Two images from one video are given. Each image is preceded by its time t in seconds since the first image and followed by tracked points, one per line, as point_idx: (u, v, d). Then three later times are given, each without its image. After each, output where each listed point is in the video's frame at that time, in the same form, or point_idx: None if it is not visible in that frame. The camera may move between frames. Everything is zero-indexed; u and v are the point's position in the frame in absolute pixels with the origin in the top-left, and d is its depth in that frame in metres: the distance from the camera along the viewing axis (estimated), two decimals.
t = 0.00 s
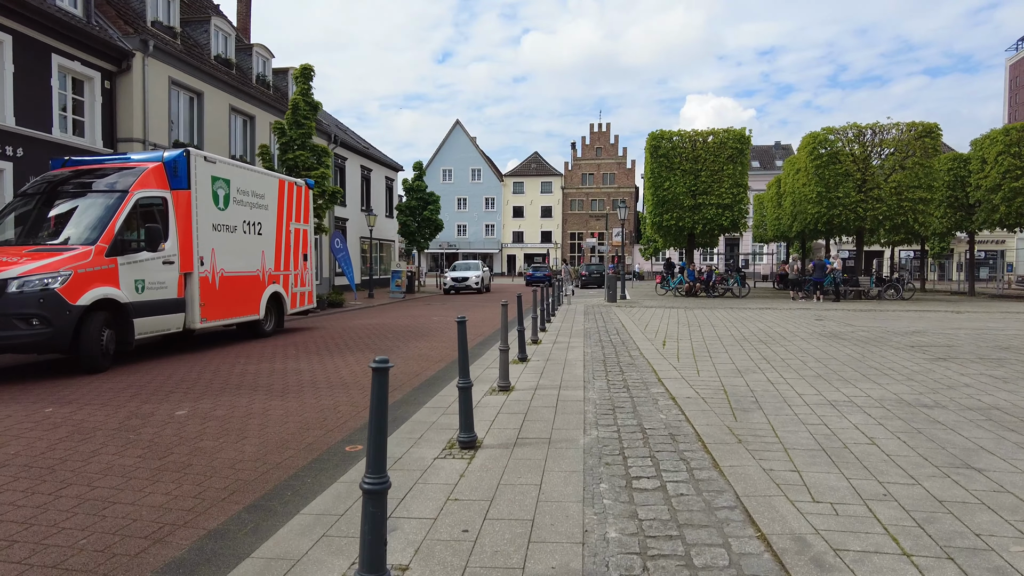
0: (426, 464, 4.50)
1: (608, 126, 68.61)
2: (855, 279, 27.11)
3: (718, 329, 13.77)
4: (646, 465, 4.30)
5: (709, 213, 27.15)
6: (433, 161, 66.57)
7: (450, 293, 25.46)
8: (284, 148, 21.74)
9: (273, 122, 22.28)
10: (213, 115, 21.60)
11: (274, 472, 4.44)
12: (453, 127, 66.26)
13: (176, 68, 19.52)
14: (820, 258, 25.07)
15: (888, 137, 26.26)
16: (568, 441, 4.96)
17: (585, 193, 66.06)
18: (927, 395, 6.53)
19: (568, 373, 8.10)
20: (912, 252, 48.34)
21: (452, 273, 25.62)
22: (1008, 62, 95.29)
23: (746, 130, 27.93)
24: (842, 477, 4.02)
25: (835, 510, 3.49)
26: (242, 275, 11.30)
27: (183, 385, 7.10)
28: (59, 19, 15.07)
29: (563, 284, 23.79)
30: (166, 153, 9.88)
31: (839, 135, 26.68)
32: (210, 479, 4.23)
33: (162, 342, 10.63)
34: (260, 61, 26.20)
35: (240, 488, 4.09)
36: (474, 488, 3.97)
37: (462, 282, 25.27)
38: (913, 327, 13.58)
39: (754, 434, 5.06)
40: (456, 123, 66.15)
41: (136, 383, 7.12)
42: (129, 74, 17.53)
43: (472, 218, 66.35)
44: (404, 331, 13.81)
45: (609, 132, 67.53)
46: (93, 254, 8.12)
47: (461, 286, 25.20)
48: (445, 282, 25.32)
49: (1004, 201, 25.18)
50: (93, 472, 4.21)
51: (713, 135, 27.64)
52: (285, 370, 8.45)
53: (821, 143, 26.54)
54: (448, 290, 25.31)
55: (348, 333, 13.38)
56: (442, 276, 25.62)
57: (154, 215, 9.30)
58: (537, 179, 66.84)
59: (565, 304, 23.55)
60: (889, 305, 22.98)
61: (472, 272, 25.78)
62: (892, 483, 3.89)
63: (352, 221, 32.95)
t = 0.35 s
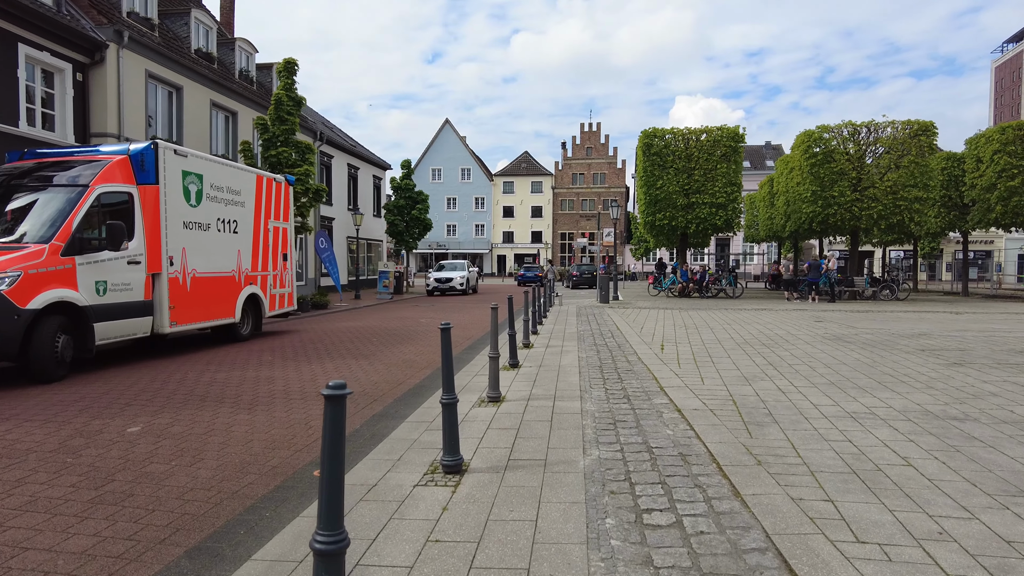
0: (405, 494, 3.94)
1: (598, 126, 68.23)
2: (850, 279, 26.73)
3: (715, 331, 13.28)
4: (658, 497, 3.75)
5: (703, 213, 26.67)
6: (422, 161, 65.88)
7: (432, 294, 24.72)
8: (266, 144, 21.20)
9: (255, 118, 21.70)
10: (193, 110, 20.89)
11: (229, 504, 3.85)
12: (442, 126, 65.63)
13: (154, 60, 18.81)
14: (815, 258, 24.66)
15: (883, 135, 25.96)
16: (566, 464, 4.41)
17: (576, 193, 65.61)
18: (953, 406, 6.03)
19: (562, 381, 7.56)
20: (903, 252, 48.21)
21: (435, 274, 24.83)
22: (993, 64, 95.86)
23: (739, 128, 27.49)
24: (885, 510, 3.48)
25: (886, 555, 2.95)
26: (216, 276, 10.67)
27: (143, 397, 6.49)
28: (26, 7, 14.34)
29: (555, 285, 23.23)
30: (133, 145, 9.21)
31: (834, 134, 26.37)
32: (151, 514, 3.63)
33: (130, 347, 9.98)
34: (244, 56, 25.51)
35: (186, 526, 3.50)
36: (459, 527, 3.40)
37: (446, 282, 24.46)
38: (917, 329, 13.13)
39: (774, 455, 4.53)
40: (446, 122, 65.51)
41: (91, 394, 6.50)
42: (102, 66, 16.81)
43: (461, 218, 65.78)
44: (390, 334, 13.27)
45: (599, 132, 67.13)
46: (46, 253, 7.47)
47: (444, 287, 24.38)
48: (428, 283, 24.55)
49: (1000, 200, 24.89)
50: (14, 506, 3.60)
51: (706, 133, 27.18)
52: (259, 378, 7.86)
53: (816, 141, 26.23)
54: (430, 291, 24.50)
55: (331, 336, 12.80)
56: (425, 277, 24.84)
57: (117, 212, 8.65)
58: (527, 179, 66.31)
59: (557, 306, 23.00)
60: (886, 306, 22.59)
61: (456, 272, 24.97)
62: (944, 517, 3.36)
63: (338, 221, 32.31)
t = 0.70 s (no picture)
0: (380, 540, 3.35)
1: (592, 125, 67.75)
2: (850, 280, 26.29)
3: (717, 334, 12.74)
4: (679, 544, 3.17)
5: (700, 212, 26.14)
6: (415, 160, 65.22)
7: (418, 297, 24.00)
8: (252, 141, 20.61)
9: (240, 115, 21.14)
10: (175, 105, 20.20)
11: (170, 551, 3.22)
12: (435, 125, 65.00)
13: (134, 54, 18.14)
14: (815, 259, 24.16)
15: (884, 133, 25.54)
16: (569, 499, 3.82)
17: (570, 193, 65.10)
18: (991, 422, 5.48)
19: (560, 392, 6.98)
20: (898, 253, 47.89)
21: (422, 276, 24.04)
22: (984, 65, 95.95)
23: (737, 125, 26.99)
24: (954, 562, 2.90)
25: None
26: (190, 279, 10.03)
27: (97, 413, 5.86)
28: None
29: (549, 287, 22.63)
30: (98, 138, 8.56)
31: (833, 132, 25.95)
32: (71, 567, 3.01)
33: (97, 354, 9.32)
34: (230, 51, 24.83)
35: None
36: None
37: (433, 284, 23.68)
38: (928, 332, 12.60)
39: (807, 486, 3.96)
40: (439, 121, 64.86)
41: (41, 410, 5.87)
42: (78, 59, 16.12)
43: (454, 218, 65.17)
44: (378, 339, 12.66)
45: (593, 131, 66.64)
46: None
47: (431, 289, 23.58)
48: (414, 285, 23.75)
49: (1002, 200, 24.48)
50: None
51: (704, 131, 26.66)
52: (231, 391, 7.22)
53: (815, 139, 25.81)
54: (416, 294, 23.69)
55: (315, 341, 12.17)
56: (412, 279, 24.06)
57: (79, 209, 8.01)
58: (521, 179, 65.76)
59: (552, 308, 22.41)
60: (889, 308, 22.11)
61: (443, 274, 24.18)
62: None
63: (328, 220, 31.71)
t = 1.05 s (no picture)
0: None
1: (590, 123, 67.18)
2: (854, 280, 25.74)
3: (724, 335, 12.15)
4: None
5: (701, 210, 25.57)
6: (411, 158, 64.59)
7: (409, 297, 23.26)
8: (241, 136, 20.00)
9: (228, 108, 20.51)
10: (161, 98, 19.55)
11: None
12: (431, 123, 64.42)
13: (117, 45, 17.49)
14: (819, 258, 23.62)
15: (889, 129, 25.01)
16: (579, 537, 3.22)
17: (567, 192, 64.55)
18: None
19: (562, 401, 6.37)
20: (899, 252, 47.40)
21: (411, 275, 23.22)
22: (982, 64, 95.61)
23: (739, 121, 26.43)
24: None
25: None
26: (164, 277, 9.41)
27: (44, 426, 5.23)
28: None
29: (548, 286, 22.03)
30: (61, 125, 7.93)
31: (837, 128, 25.45)
32: None
33: (64, 356, 8.70)
34: (219, 44, 24.18)
35: None
36: None
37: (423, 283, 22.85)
38: (945, 333, 12.05)
39: (856, 519, 3.36)
40: (435, 119, 64.27)
41: None
42: (56, 48, 15.48)
43: (451, 217, 64.58)
44: (367, 341, 12.06)
45: (591, 129, 66.06)
46: None
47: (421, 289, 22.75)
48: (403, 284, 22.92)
49: (1009, 197, 23.95)
50: None
51: (705, 127, 26.12)
52: (202, 400, 6.59)
53: (818, 135, 25.31)
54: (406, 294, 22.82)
55: (301, 343, 11.54)
56: (401, 279, 23.23)
57: (39, 201, 7.43)
58: (518, 177, 65.16)
59: (550, 307, 21.82)
60: (896, 308, 21.57)
61: (434, 274, 23.36)
62: None
63: (320, 218, 31.11)
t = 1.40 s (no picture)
0: None
1: (586, 122, 66.67)
2: (856, 279, 25.22)
3: (728, 338, 11.60)
4: None
5: (700, 207, 25.05)
6: (405, 157, 63.98)
7: (395, 297, 22.51)
8: (226, 131, 19.39)
9: (213, 103, 19.89)
10: (144, 92, 18.92)
11: None
12: (426, 121, 63.82)
13: (97, 37, 16.87)
14: (820, 256, 23.11)
15: (891, 125, 24.54)
16: None
17: (563, 190, 64.03)
18: None
19: (558, 415, 5.81)
20: (896, 251, 47.01)
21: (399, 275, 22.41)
22: (976, 63, 95.50)
23: (739, 117, 25.93)
24: None
25: None
26: (134, 278, 8.81)
27: None
28: None
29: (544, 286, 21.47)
30: (16, 113, 7.33)
31: (838, 124, 25.00)
32: None
33: (23, 363, 8.09)
34: (206, 38, 23.56)
35: None
36: None
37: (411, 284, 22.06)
38: (958, 336, 11.53)
39: (913, 569, 2.81)
40: (430, 117, 63.69)
41: None
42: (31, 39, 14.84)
43: (445, 216, 63.98)
44: (354, 345, 11.48)
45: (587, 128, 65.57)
46: None
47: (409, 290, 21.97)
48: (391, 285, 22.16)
49: (1014, 195, 23.50)
50: None
51: (703, 123, 25.61)
52: (164, 414, 6.01)
53: (819, 132, 24.85)
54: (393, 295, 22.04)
55: (284, 347, 10.95)
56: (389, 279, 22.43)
57: None
58: (513, 176, 64.59)
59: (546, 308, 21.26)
60: (900, 308, 21.07)
61: (422, 274, 22.60)
62: None
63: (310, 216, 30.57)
